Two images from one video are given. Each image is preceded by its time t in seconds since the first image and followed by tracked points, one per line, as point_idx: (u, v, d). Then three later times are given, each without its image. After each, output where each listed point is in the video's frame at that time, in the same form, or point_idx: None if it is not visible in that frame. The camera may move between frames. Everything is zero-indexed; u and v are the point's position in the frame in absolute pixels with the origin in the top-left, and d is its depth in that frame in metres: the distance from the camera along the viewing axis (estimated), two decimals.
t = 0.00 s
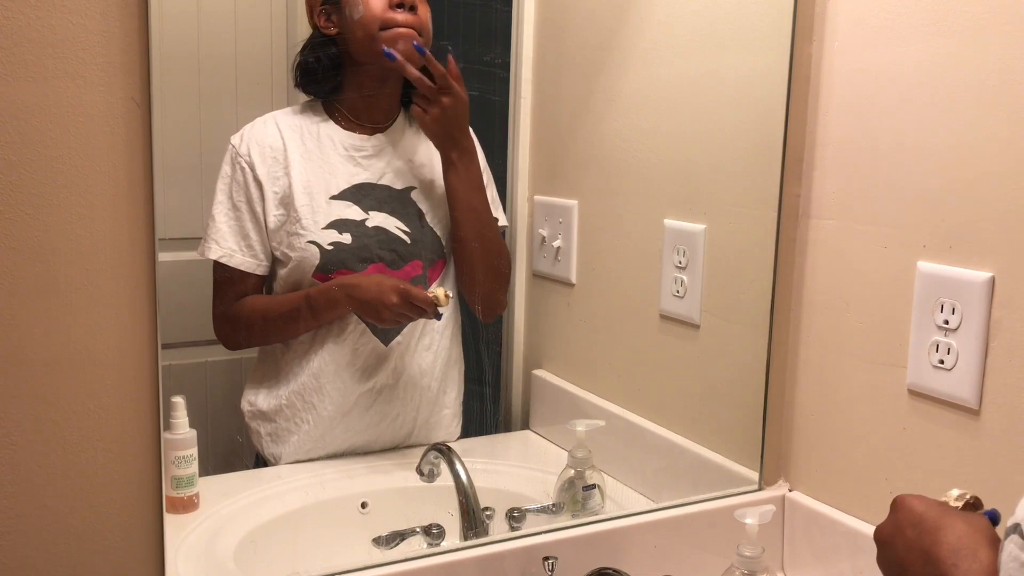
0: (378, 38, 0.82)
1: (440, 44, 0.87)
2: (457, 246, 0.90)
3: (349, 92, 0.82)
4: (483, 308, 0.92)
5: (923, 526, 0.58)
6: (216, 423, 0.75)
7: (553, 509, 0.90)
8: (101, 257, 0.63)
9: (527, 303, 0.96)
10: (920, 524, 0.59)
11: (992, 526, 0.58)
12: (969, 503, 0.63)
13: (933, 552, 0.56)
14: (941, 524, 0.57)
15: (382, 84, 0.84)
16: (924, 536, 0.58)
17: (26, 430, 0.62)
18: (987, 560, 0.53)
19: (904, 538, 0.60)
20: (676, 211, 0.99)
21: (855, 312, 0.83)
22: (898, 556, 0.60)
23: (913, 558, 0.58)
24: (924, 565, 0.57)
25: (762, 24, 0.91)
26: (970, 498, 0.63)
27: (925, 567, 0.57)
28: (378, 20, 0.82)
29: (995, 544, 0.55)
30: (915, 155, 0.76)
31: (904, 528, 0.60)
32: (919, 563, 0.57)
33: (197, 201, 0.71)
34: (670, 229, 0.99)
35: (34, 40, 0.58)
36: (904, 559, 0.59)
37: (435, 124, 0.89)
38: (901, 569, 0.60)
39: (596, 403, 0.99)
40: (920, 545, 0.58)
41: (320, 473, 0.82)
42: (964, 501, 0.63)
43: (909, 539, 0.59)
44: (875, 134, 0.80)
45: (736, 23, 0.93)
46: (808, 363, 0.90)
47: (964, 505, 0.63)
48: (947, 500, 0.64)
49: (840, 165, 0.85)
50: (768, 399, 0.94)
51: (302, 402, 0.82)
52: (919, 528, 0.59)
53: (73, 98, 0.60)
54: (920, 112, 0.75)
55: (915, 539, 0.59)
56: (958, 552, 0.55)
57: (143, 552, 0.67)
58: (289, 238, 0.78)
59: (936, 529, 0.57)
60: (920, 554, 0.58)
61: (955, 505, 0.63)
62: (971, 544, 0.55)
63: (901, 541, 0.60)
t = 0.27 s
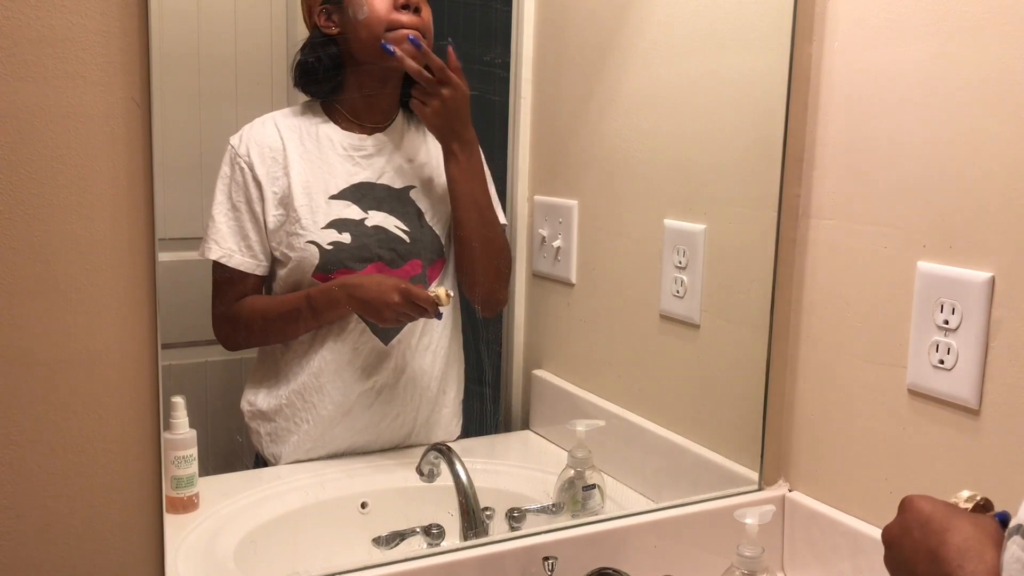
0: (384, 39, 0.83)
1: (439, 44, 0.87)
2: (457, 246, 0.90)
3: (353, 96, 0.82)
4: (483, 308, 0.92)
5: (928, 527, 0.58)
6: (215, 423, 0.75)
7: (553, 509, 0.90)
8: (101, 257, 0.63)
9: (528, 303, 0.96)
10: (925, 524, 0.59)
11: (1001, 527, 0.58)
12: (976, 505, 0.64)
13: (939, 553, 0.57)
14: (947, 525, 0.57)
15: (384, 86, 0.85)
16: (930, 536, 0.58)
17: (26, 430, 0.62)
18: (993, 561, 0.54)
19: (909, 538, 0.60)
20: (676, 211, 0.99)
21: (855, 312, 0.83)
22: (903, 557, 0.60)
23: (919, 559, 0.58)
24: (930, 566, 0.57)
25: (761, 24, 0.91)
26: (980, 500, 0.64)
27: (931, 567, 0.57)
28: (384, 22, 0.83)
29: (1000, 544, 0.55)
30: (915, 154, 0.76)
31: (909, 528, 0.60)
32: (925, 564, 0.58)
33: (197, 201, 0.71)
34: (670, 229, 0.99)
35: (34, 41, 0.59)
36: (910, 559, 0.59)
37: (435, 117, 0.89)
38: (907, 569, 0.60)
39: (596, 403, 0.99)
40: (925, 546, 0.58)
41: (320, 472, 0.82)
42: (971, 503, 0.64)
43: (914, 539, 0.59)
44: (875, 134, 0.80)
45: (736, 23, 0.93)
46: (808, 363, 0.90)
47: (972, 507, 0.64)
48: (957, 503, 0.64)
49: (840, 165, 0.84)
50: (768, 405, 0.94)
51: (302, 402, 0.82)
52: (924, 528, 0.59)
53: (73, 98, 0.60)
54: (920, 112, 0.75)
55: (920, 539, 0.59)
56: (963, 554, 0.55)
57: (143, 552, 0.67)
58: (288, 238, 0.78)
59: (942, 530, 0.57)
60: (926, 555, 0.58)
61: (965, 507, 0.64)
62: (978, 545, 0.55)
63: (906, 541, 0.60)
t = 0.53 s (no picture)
0: (375, 33, 0.82)
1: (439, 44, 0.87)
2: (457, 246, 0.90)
3: (352, 94, 0.82)
4: (483, 308, 0.93)
5: (928, 530, 0.58)
6: (215, 423, 0.75)
7: (553, 510, 0.90)
8: (102, 257, 0.63)
9: (528, 303, 0.96)
10: (925, 527, 0.59)
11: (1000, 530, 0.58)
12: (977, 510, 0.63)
13: (939, 555, 0.57)
14: (947, 528, 0.57)
15: (383, 84, 0.84)
16: (930, 538, 0.58)
17: (26, 430, 0.62)
18: (993, 564, 0.54)
19: (909, 541, 0.60)
20: (676, 211, 0.99)
21: (855, 312, 0.83)
22: (903, 559, 0.60)
23: (917, 561, 0.58)
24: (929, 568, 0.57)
25: (761, 24, 0.91)
26: (979, 503, 0.63)
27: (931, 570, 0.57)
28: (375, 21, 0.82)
29: (999, 547, 0.55)
30: (915, 155, 0.76)
31: (909, 531, 0.60)
32: (925, 566, 0.58)
33: (197, 201, 0.71)
34: (670, 229, 0.99)
35: (35, 40, 0.58)
36: (909, 562, 0.59)
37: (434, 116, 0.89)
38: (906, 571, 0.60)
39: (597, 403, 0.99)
40: (925, 548, 0.58)
41: (320, 472, 0.82)
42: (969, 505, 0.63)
43: (914, 542, 0.59)
44: (875, 135, 0.80)
45: (736, 23, 0.93)
46: (808, 363, 0.90)
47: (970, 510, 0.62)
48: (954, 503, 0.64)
49: (840, 165, 0.84)
50: (768, 404, 0.94)
51: (302, 402, 0.82)
52: (924, 530, 0.59)
53: (73, 98, 0.60)
54: (920, 112, 0.75)
55: (920, 542, 0.59)
56: (963, 556, 0.55)
57: (144, 552, 0.67)
58: (288, 237, 0.78)
59: (941, 532, 0.57)
60: (926, 557, 0.58)
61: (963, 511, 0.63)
62: (978, 548, 0.55)
63: (906, 544, 0.60)
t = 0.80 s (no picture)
0: (375, 35, 0.82)
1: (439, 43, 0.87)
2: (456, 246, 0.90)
3: (353, 95, 0.82)
4: (483, 308, 0.92)
5: (931, 528, 0.58)
6: (215, 423, 0.75)
7: (553, 510, 0.89)
8: (102, 257, 0.63)
9: (528, 303, 0.96)
10: (927, 525, 0.59)
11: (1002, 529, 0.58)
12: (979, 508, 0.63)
13: (941, 553, 0.57)
14: (949, 527, 0.57)
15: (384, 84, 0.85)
16: (932, 536, 0.58)
17: (26, 430, 0.62)
18: (994, 562, 0.54)
19: (912, 539, 0.60)
20: (676, 211, 0.99)
21: (855, 312, 0.83)
22: (905, 557, 0.60)
23: (919, 560, 0.58)
24: (931, 567, 0.57)
25: (761, 24, 0.91)
26: (981, 501, 0.63)
27: (933, 568, 0.57)
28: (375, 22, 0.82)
29: (1002, 546, 0.55)
30: (915, 155, 0.76)
31: (911, 529, 0.60)
32: (927, 564, 0.58)
33: (197, 201, 0.71)
34: (670, 229, 0.99)
35: (35, 41, 0.58)
36: (912, 560, 0.59)
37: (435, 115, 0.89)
38: (908, 569, 0.60)
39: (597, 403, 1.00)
40: (927, 546, 0.58)
41: (320, 472, 0.82)
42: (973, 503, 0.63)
43: (916, 540, 0.59)
44: (875, 134, 0.80)
45: (735, 23, 0.93)
46: (808, 363, 0.90)
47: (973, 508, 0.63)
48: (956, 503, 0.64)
49: (840, 164, 0.84)
50: (768, 403, 0.94)
51: (302, 402, 0.82)
52: (926, 529, 0.59)
53: (74, 98, 0.60)
54: (920, 112, 0.75)
55: (922, 540, 0.59)
56: (965, 554, 0.55)
57: (143, 552, 0.67)
58: (287, 237, 0.78)
59: (944, 531, 0.57)
60: (928, 556, 0.58)
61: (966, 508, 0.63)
62: (980, 546, 0.55)
63: (908, 542, 0.60)
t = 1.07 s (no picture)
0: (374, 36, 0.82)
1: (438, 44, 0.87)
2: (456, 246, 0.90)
3: (352, 94, 0.83)
4: (483, 308, 0.92)
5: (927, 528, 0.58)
6: (215, 423, 0.75)
7: (553, 510, 0.89)
8: (102, 257, 0.63)
9: (528, 303, 0.96)
10: (924, 525, 0.58)
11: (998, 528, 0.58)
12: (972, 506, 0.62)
13: (937, 553, 0.56)
14: (946, 527, 0.57)
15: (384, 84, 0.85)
16: (929, 536, 0.58)
17: (26, 430, 0.62)
18: (991, 563, 0.53)
19: (908, 538, 0.59)
20: (676, 211, 0.99)
21: (855, 312, 0.83)
22: (901, 556, 0.60)
23: (916, 560, 0.58)
24: (927, 566, 0.57)
25: (761, 24, 0.91)
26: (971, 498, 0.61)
27: (930, 568, 0.57)
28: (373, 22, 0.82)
29: (999, 546, 0.55)
30: (915, 155, 0.76)
31: (908, 528, 0.60)
32: (923, 564, 0.57)
33: (197, 201, 0.71)
34: (670, 229, 0.99)
35: (35, 41, 0.59)
36: (908, 559, 0.59)
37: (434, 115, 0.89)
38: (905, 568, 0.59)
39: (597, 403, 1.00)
40: (923, 546, 0.58)
41: (320, 472, 0.82)
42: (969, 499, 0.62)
43: (912, 540, 0.59)
44: (875, 134, 0.80)
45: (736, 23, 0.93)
46: (808, 363, 0.90)
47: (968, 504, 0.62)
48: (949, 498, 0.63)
49: (840, 164, 0.84)
50: (768, 402, 0.94)
51: (302, 402, 0.82)
52: (922, 528, 0.58)
53: (74, 99, 0.60)
54: (920, 112, 0.75)
55: (918, 540, 0.58)
56: (961, 555, 0.55)
57: (143, 552, 0.67)
58: (287, 237, 0.78)
59: (940, 531, 0.57)
60: (924, 555, 0.57)
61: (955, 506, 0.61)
62: (977, 547, 0.55)
63: (904, 542, 0.60)
